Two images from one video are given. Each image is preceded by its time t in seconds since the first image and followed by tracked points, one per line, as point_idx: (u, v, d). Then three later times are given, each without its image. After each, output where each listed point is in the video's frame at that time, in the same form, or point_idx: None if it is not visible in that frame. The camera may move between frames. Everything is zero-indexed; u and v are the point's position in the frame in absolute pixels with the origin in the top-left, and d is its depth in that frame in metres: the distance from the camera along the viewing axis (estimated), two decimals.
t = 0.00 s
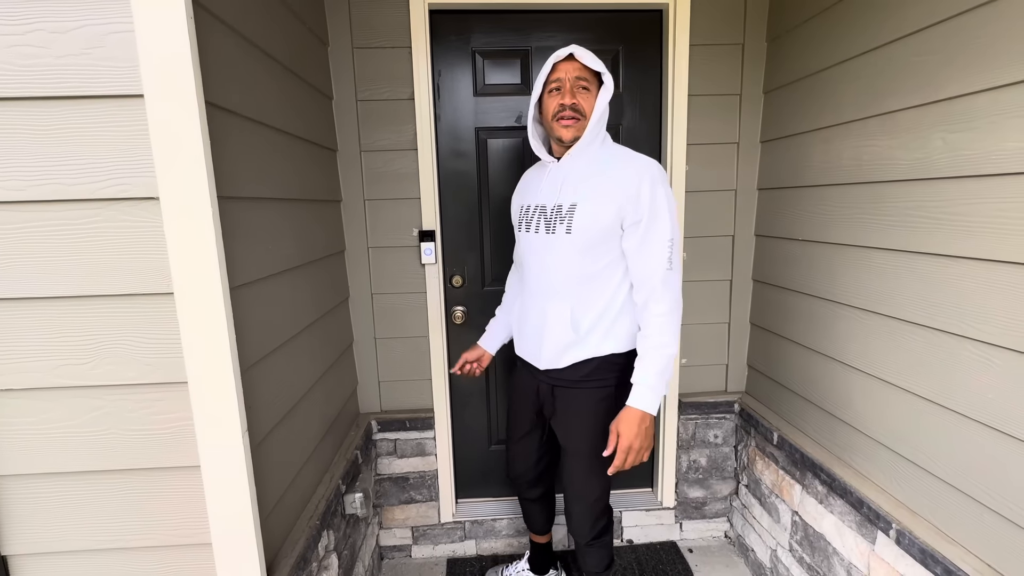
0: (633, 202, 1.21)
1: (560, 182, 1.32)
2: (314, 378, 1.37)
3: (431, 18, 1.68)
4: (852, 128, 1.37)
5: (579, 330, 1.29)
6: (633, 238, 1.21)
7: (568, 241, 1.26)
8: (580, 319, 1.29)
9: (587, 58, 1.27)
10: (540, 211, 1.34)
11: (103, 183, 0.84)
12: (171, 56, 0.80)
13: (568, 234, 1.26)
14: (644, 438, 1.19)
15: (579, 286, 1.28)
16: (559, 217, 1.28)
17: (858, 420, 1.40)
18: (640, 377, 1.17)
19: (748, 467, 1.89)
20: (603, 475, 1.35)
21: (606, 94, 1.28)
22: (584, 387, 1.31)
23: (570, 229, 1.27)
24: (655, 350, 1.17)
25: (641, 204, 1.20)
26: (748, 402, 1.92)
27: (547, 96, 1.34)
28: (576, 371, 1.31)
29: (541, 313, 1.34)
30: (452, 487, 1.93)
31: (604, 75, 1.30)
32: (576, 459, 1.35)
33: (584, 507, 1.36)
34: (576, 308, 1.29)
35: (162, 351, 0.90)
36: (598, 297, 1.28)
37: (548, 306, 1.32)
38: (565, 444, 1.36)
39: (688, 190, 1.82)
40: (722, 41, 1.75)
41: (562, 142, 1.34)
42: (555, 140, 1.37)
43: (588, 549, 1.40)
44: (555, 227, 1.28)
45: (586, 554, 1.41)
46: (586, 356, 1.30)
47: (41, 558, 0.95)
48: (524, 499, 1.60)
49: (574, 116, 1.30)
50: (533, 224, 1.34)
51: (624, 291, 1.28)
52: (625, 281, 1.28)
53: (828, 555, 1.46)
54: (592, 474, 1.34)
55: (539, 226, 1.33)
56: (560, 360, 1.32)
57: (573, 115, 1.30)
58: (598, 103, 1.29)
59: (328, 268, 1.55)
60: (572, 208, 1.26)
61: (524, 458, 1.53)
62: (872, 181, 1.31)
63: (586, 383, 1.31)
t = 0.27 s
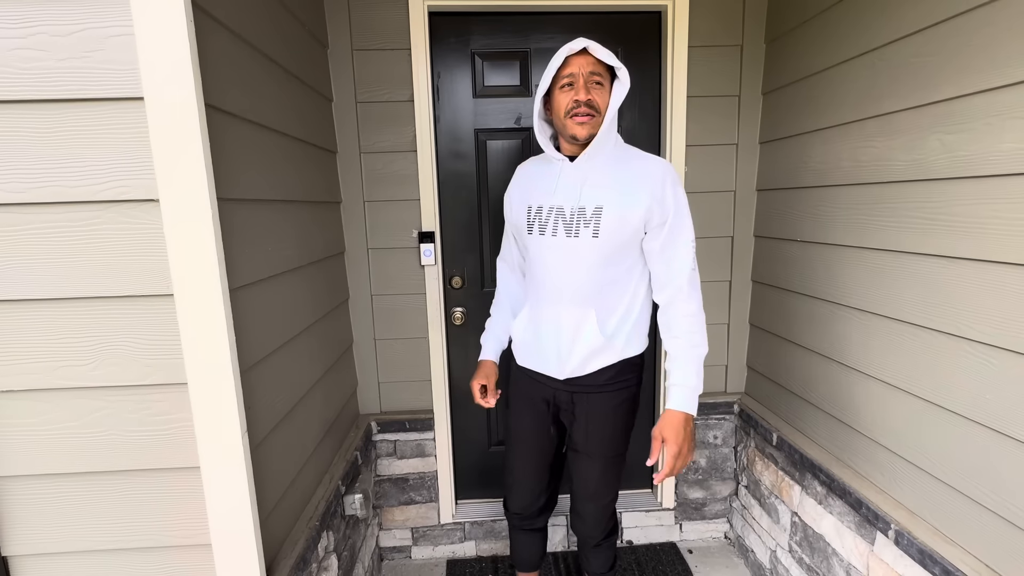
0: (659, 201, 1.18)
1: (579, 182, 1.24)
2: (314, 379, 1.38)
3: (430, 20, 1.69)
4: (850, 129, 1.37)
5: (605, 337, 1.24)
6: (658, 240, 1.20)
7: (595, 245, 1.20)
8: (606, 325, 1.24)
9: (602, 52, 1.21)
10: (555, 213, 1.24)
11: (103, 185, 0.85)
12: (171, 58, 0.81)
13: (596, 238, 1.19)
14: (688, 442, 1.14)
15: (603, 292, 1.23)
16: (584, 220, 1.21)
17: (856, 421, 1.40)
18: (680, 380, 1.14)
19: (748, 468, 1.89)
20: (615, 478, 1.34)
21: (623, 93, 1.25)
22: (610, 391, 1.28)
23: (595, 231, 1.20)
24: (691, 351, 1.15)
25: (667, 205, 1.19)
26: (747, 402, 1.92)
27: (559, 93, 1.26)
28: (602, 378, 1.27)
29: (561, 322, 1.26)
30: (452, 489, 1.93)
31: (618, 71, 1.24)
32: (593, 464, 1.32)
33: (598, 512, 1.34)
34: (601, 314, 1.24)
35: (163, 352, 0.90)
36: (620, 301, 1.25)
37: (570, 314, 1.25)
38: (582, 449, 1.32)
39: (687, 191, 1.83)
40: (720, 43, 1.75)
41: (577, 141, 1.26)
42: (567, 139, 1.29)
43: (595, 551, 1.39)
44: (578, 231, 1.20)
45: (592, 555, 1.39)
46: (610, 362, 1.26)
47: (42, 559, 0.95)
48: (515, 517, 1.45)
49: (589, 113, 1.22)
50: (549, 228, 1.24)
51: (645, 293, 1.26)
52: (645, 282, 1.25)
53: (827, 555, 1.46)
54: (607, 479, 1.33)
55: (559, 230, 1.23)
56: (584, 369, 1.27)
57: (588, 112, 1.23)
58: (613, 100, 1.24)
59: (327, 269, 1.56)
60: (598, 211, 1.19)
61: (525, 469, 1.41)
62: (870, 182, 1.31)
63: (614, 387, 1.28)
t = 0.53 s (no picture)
0: (665, 203, 1.15)
1: (586, 181, 1.14)
2: (315, 380, 1.38)
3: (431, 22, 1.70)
4: (850, 131, 1.37)
5: (614, 346, 1.17)
6: (663, 245, 1.18)
7: (607, 252, 1.12)
8: (616, 331, 1.18)
9: (602, 48, 1.11)
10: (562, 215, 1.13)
11: (106, 188, 0.85)
12: (174, 61, 0.81)
13: (608, 244, 1.11)
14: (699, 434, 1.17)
15: (611, 298, 1.16)
16: (595, 224, 1.11)
17: (857, 422, 1.40)
18: (693, 383, 1.15)
19: (749, 469, 1.89)
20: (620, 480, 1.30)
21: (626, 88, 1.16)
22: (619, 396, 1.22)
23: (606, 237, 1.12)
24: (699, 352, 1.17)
25: (673, 209, 1.17)
26: (748, 403, 1.92)
27: (556, 92, 1.14)
28: (609, 386, 1.21)
29: (567, 331, 1.16)
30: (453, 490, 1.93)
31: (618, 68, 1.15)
32: (600, 469, 1.25)
33: (605, 513, 1.31)
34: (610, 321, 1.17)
35: (165, 353, 0.90)
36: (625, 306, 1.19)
37: (578, 326, 1.15)
38: (590, 455, 1.25)
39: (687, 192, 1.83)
40: (720, 44, 1.76)
41: (578, 143, 1.15)
42: (566, 141, 1.17)
43: (599, 553, 1.36)
44: (590, 237, 1.11)
45: (597, 554, 1.36)
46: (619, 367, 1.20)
47: (45, 559, 0.96)
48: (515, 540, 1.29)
49: (590, 112, 1.11)
50: (557, 232, 1.12)
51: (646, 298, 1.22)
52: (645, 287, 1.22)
53: (829, 556, 1.46)
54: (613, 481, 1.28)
55: (568, 235, 1.12)
56: (593, 379, 1.19)
57: (589, 111, 1.12)
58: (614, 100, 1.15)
59: (328, 271, 1.56)
60: (610, 215, 1.11)
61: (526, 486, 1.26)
62: (870, 184, 1.31)
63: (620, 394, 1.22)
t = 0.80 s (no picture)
0: (647, 208, 1.16)
1: (570, 186, 1.11)
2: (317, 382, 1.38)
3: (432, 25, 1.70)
4: (851, 132, 1.38)
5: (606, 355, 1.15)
6: (644, 250, 1.18)
7: (596, 258, 1.10)
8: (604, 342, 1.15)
9: (577, 47, 1.09)
10: (548, 223, 1.09)
11: (112, 189, 0.86)
12: (177, 64, 0.82)
13: (597, 250, 1.09)
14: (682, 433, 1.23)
15: (598, 309, 1.14)
16: (582, 231, 1.09)
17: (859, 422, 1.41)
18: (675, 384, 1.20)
19: (750, 470, 1.89)
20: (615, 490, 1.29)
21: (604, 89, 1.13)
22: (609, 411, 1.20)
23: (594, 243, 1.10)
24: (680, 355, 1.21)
25: (653, 214, 1.18)
26: (750, 404, 1.92)
27: (532, 91, 1.11)
28: (600, 397, 1.18)
29: (555, 344, 1.13)
30: (455, 491, 1.93)
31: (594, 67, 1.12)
32: (595, 482, 1.24)
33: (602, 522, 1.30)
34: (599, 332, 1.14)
35: (169, 355, 0.91)
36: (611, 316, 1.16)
37: (568, 336, 1.12)
38: (583, 470, 1.23)
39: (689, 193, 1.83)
40: (721, 46, 1.76)
41: (556, 143, 1.12)
42: (545, 143, 1.15)
43: (600, 562, 1.36)
44: (578, 244, 1.08)
45: (597, 562, 1.36)
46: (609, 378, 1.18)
47: (49, 560, 0.96)
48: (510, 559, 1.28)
49: (565, 111, 1.09)
50: (543, 241, 1.08)
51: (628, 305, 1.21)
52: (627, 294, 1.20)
53: (831, 557, 1.46)
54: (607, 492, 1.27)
55: (555, 243, 1.08)
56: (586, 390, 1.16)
57: (563, 110, 1.09)
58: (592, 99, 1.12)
59: (330, 272, 1.56)
60: (596, 221, 1.09)
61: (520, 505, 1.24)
62: (871, 185, 1.32)
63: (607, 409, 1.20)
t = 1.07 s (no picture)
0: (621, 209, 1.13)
1: (541, 189, 1.09)
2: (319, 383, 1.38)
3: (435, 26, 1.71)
4: (853, 133, 1.38)
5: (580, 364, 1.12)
6: (618, 252, 1.15)
7: (570, 262, 1.07)
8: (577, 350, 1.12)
9: (535, 42, 1.07)
10: (518, 227, 1.07)
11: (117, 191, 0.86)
12: (182, 67, 0.82)
13: (570, 254, 1.07)
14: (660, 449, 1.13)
15: (572, 316, 1.10)
16: (555, 235, 1.07)
17: (861, 423, 1.41)
18: (654, 394, 1.13)
19: (753, 471, 1.88)
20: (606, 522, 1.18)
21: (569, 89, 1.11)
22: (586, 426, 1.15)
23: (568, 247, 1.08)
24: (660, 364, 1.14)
25: (626, 217, 1.15)
26: (752, 405, 1.92)
27: (492, 89, 1.10)
28: (576, 409, 1.14)
29: (525, 353, 1.10)
30: (457, 492, 1.93)
31: (554, 62, 1.11)
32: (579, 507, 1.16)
33: (595, 564, 1.17)
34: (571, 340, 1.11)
35: (173, 356, 0.91)
36: (585, 323, 1.13)
37: (541, 345, 1.09)
38: (565, 493, 1.17)
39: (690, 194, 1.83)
40: (723, 47, 1.77)
41: (520, 142, 1.11)
42: (508, 142, 1.13)
43: None
44: (549, 248, 1.06)
45: None
46: (585, 388, 1.14)
47: (53, 560, 0.96)
48: None
49: (526, 107, 1.07)
50: (514, 246, 1.06)
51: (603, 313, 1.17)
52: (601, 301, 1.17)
53: (833, 559, 1.45)
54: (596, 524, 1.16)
55: (527, 248, 1.06)
56: (564, 401, 1.12)
57: (525, 106, 1.07)
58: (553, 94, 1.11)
59: (332, 273, 1.57)
60: (568, 223, 1.07)
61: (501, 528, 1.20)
62: (873, 186, 1.32)
63: (586, 423, 1.15)
